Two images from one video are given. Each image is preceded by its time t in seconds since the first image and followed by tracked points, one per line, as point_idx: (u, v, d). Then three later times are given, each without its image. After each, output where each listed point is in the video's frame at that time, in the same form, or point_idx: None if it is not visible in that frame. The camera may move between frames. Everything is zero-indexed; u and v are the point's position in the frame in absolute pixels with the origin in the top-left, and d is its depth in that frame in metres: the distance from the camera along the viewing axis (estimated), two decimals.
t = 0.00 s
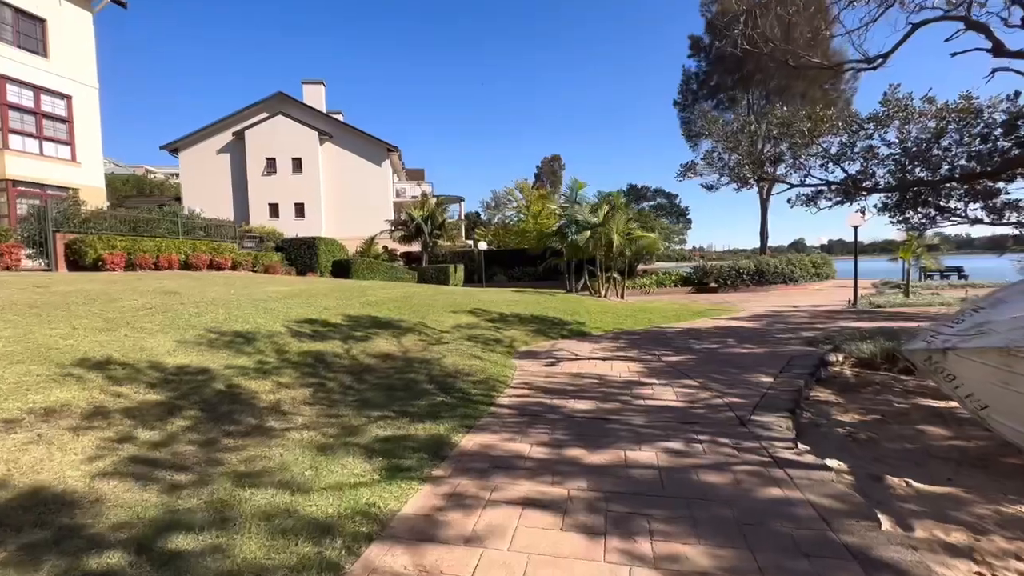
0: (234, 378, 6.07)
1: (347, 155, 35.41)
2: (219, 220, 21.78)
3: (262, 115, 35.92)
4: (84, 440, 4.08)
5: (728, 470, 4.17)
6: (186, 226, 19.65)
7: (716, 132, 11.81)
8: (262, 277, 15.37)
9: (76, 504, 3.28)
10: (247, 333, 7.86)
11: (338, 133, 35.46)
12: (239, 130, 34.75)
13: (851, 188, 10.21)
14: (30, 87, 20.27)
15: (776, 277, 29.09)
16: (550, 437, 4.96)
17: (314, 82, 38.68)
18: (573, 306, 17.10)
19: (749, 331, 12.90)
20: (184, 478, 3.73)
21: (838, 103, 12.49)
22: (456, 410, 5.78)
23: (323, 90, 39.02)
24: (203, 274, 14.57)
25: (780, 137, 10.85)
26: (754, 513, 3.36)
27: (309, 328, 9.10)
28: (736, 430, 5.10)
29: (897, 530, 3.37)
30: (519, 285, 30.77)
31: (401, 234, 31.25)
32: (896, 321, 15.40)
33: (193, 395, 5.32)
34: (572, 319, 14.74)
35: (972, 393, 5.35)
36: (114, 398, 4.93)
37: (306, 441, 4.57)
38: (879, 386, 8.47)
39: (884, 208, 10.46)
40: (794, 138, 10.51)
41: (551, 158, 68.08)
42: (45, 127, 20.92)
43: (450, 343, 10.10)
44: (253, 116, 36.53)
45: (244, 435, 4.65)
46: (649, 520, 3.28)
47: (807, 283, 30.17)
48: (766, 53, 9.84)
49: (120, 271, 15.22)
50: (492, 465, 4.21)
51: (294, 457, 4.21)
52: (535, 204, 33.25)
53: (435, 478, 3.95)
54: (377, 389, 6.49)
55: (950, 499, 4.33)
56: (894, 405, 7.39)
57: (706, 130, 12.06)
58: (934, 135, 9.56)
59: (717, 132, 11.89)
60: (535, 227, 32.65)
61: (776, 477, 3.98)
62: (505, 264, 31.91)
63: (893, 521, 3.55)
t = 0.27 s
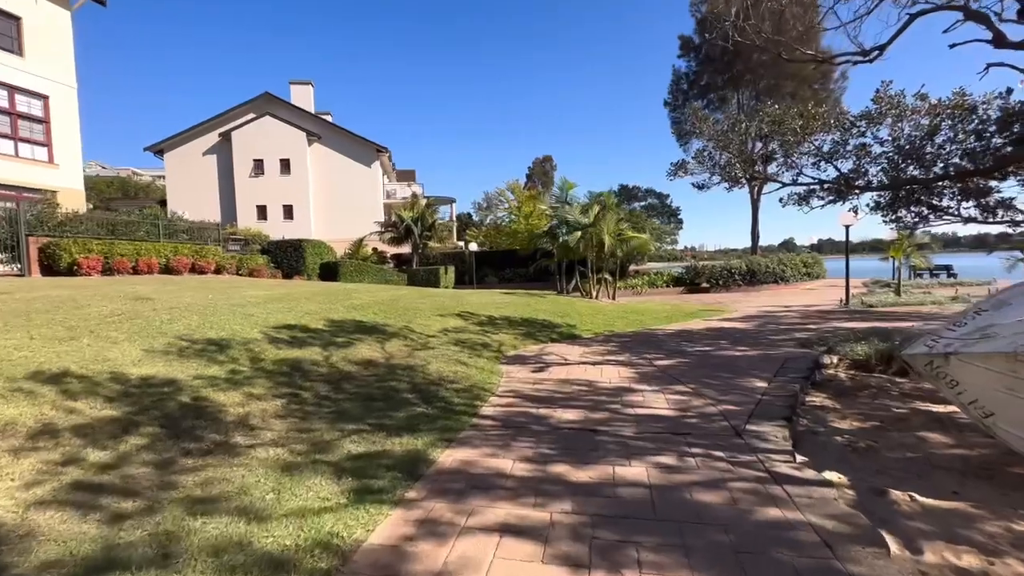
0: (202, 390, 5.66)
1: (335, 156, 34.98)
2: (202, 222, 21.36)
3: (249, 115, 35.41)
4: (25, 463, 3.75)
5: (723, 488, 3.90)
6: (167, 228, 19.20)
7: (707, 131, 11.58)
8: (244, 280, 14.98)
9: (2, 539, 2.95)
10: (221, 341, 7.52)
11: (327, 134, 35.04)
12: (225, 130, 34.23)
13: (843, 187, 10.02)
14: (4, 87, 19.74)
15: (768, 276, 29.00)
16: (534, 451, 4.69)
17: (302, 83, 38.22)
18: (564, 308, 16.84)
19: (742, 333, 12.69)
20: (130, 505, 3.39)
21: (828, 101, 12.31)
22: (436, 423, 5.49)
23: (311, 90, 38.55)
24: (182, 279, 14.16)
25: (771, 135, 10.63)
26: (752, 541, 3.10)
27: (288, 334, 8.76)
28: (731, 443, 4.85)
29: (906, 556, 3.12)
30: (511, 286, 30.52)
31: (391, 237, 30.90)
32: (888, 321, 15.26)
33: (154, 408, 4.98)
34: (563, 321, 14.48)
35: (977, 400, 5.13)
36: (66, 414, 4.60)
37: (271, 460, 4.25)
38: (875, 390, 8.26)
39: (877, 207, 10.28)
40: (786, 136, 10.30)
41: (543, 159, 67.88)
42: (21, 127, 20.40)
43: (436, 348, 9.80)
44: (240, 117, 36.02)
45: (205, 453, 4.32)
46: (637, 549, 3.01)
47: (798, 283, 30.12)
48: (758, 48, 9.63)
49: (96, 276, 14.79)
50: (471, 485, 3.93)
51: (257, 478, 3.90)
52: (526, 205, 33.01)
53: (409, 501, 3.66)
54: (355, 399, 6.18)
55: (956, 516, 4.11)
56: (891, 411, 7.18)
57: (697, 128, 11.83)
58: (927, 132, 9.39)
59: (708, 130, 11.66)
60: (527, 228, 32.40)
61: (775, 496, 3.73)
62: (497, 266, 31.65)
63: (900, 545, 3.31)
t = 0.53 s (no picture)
0: (165, 400, 5.29)
1: (319, 155, 34.46)
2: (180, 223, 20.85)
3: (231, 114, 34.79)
4: None
5: (718, 502, 3.65)
6: (143, 230, 18.66)
7: (694, 127, 11.38)
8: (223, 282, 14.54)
9: None
10: (190, 346, 7.14)
11: (311, 133, 34.52)
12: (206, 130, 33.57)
13: (832, 184, 9.85)
14: None
15: (756, 275, 28.99)
16: (518, 462, 4.41)
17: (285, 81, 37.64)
18: (552, 308, 16.60)
19: (732, 332, 12.51)
20: (68, 533, 3.05)
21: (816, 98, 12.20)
22: (415, 432, 5.18)
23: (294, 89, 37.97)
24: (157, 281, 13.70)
25: (759, 132, 10.46)
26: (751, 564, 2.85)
27: (264, 338, 8.40)
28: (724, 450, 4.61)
29: None
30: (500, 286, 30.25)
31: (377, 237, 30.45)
32: (877, 318, 15.19)
33: (109, 421, 4.63)
34: (551, 322, 14.22)
35: (978, 401, 4.94)
36: (9, 429, 4.23)
37: (233, 477, 3.92)
38: (868, 389, 8.09)
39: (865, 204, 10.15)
40: (774, 132, 10.13)
41: (531, 159, 67.72)
42: None
43: (420, 351, 9.49)
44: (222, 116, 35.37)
45: (160, 470, 3.98)
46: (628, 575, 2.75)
47: (786, 281, 30.14)
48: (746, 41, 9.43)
49: (65, 279, 14.27)
50: (448, 502, 3.65)
51: (215, 498, 3.57)
52: (514, 204, 32.79)
53: (380, 521, 3.36)
54: (330, 407, 5.86)
55: (961, 526, 3.90)
56: (885, 411, 7.00)
57: (685, 124, 11.63)
58: (915, 128, 9.26)
59: (695, 126, 11.46)
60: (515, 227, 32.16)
61: (773, 511, 3.49)
62: (485, 265, 31.39)
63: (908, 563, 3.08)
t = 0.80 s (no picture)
0: (120, 414, 4.88)
1: (301, 155, 33.84)
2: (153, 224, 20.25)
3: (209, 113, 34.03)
4: None
5: (718, 523, 3.37)
6: (114, 232, 18.03)
7: (681, 124, 11.17)
8: (197, 285, 14.02)
9: None
10: (155, 354, 6.72)
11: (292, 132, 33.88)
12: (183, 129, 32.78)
13: (820, 181, 9.69)
14: None
15: (742, 273, 28.99)
16: (501, 480, 4.10)
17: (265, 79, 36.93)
18: (539, 308, 16.32)
19: (721, 332, 12.31)
20: None
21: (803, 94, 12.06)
22: (392, 446, 4.84)
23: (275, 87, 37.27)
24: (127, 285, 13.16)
25: (746, 129, 10.28)
26: None
27: (236, 344, 7.99)
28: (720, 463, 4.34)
29: None
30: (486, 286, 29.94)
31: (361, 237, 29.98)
32: (865, 316, 15.14)
33: (54, 440, 4.23)
34: (538, 323, 13.93)
35: (980, 405, 4.74)
36: None
37: (187, 504, 3.56)
38: (861, 391, 7.91)
39: (852, 202, 10.01)
40: (762, 129, 9.94)
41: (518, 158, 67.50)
42: None
43: (401, 355, 9.13)
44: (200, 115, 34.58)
45: (106, 496, 3.60)
46: None
47: (771, 279, 30.21)
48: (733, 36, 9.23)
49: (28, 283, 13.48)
50: (425, 529, 3.33)
51: (164, 529, 3.21)
52: (500, 203, 32.50)
53: (348, 553, 3.03)
54: (302, 419, 5.49)
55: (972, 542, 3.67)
56: (880, 414, 6.80)
57: (671, 122, 11.42)
58: (903, 124, 9.12)
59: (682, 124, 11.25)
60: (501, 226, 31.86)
61: (777, 534, 3.22)
62: (472, 265, 31.08)
63: None
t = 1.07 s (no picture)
0: (66, 430, 4.49)
1: (279, 153, 33.14)
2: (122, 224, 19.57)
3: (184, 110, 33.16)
4: None
5: (712, 543, 3.12)
6: (79, 232, 17.33)
7: (665, 120, 10.96)
8: (168, 287, 13.49)
9: None
10: (111, 362, 6.30)
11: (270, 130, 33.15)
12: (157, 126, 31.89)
13: (804, 178, 9.55)
14: None
15: (726, 271, 29.03)
16: (479, 496, 3.81)
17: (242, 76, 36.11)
18: (523, 308, 16.06)
19: (707, 331, 12.15)
20: None
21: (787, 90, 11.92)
22: (363, 460, 4.52)
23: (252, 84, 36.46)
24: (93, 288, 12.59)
25: (731, 125, 10.10)
26: None
27: (202, 349, 7.58)
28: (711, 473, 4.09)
29: None
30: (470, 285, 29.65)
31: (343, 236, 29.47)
32: (849, 313, 15.11)
33: None
34: (522, 323, 13.65)
35: (978, 408, 4.57)
36: None
37: (129, 533, 3.21)
38: (850, 390, 7.75)
39: (837, 199, 9.88)
40: (746, 125, 9.77)
41: (502, 158, 67.24)
42: None
43: (378, 359, 8.78)
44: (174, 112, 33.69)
45: (38, 524, 3.24)
46: None
47: (754, 276, 30.32)
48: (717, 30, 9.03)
49: None
50: (393, 556, 3.03)
51: (99, 564, 2.87)
52: (484, 202, 32.22)
53: None
54: (268, 431, 5.14)
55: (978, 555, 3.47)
56: (871, 415, 6.64)
57: (655, 119, 11.21)
58: (888, 120, 8.99)
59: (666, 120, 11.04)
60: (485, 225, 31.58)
61: (776, 555, 2.97)
62: (456, 264, 30.76)
63: None
